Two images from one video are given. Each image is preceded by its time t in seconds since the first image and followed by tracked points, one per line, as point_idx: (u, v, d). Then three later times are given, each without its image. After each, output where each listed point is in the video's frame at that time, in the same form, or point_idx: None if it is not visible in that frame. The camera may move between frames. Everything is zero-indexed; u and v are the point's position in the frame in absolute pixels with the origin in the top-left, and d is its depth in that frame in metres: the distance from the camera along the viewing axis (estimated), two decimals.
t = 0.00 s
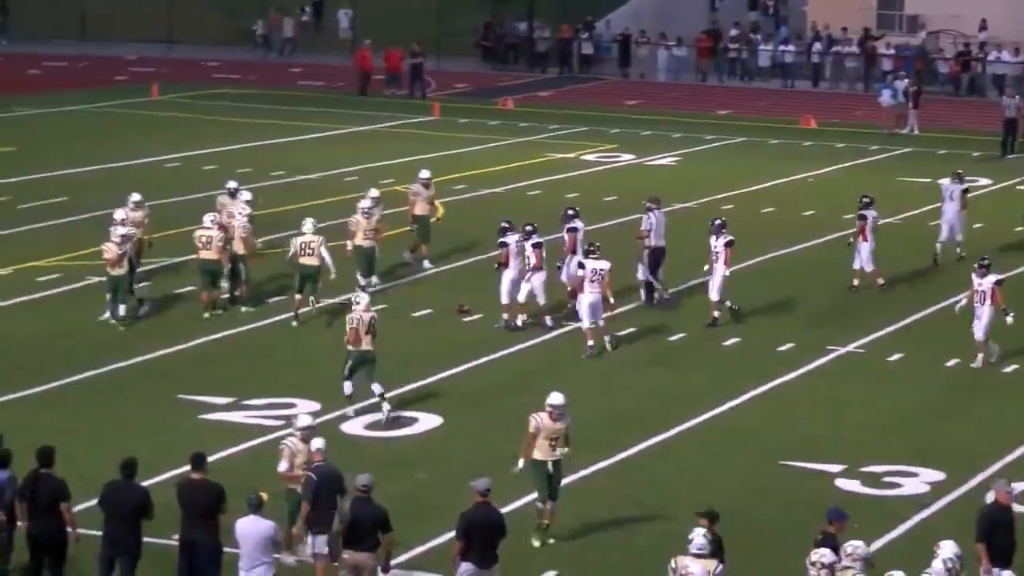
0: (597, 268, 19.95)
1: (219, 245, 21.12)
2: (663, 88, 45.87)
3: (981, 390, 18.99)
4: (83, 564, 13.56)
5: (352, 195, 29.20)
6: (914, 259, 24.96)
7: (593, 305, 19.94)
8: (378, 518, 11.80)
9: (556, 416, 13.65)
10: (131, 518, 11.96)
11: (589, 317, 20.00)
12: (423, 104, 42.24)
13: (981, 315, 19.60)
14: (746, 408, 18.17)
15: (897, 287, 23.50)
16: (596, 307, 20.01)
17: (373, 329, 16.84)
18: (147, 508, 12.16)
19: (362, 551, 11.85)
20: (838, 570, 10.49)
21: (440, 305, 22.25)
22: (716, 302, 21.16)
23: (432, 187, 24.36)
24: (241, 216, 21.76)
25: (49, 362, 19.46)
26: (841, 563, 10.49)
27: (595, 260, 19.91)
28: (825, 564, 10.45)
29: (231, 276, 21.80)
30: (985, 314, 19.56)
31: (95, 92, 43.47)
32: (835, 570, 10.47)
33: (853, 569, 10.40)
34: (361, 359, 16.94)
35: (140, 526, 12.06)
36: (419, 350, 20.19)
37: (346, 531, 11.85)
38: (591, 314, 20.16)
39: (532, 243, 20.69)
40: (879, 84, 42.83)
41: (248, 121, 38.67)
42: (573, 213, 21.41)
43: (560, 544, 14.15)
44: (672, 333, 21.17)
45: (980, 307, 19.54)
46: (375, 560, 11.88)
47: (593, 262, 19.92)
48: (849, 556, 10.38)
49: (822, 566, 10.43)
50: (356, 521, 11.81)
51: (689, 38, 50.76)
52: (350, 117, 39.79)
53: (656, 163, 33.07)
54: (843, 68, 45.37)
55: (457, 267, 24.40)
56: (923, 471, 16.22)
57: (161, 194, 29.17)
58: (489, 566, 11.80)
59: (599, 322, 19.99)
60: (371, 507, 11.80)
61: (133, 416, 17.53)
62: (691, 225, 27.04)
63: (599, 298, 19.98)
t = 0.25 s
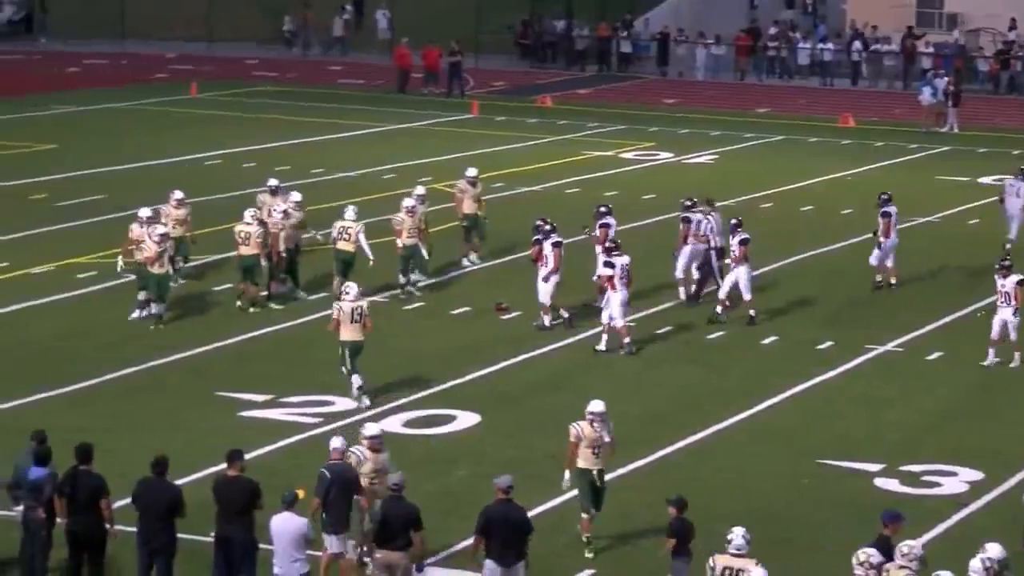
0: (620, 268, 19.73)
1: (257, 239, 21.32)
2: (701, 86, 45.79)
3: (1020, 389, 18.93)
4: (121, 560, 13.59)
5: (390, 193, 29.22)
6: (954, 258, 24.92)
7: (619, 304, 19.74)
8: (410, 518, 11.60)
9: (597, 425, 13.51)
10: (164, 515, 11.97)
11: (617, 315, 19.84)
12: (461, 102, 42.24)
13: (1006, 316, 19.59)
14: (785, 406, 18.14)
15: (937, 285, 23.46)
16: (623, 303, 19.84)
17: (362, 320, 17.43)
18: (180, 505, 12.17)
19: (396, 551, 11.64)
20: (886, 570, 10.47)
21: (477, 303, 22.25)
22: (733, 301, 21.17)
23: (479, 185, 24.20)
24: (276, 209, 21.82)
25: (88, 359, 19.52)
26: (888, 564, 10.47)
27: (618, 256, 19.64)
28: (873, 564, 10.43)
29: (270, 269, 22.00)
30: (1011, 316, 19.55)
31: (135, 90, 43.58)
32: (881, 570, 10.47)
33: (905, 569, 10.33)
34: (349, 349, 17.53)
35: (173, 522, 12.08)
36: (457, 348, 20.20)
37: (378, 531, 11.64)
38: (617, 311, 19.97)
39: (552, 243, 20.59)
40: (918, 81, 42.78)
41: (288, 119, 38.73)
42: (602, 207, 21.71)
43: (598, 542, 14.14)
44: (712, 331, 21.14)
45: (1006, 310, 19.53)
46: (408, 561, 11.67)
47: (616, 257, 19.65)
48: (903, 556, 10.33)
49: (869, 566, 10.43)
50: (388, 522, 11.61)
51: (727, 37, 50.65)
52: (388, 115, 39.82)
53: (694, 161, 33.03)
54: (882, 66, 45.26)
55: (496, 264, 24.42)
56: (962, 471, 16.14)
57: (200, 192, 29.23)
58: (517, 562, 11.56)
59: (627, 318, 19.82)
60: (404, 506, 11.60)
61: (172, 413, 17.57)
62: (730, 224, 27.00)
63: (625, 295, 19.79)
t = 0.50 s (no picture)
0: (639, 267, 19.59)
1: (284, 235, 21.38)
2: (734, 82, 45.83)
3: None
4: (151, 556, 13.63)
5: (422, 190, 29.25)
6: (986, 255, 24.89)
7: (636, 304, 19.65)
8: (439, 514, 11.47)
9: (632, 423, 13.48)
10: (191, 510, 11.99)
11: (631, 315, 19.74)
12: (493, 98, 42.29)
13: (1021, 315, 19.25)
14: (817, 403, 18.13)
15: (969, 282, 23.43)
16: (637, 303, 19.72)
17: (355, 309, 17.70)
18: (204, 500, 12.19)
19: (426, 548, 11.52)
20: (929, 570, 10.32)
21: (509, 300, 22.26)
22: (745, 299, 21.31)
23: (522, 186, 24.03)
24: (304, 207, 21.81)
25: (120, 355, 19.56)
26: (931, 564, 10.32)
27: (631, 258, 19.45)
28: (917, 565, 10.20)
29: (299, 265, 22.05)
30: None
31: (167, 87, 43.66)
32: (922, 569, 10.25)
33: (948, 568, 10.36)
34: (339, 338, 17.78)
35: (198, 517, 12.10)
36: (488, 344, 20.21)
37: (407, 529, 11.53)
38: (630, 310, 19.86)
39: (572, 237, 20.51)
40: (951, 78, 42.72)
41: (320, 116, 38.76)
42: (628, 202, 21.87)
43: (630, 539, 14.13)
44: (743, 327, 21.13)
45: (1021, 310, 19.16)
46: (438, 559, 11.55)
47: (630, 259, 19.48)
48: (947, 555, 10.35)
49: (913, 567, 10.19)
50: (417, 519, 11.49)
51: (760, 34, 50.67)
52: (420, 112, 39.86)
53: (726, 158, 33.01)
54: (915, 62, 45.30)
55: (527, 261, 24.43)
56: (993, 469, 16.11)
57: (231, 189, 29.28)
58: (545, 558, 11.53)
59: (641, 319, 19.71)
60: (432, 504, 11.48)
61: (204, 409, 17.61)
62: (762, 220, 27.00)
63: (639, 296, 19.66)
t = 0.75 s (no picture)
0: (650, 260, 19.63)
1: (302, 229, 21.29)
2: (761, 78, 45.74)
3: None
4: (175, 550, 13.65)
5: (449, 186, 29.25)
6: (1014, 250, 24.82)
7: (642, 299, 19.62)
8: (469, 510, 11.47)
9: (667, 430, 13.15)
10: (212, 503, 12.01)
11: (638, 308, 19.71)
12: (521, 94, 42.28)
13: None
14: (843, 400, 18.09)
15: (997, 277, 23.37)
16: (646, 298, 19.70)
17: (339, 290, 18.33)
18: (225, 495, 12.20)
19: (454, 544, 11.50)
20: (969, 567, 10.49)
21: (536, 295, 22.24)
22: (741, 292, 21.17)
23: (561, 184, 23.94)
24: (331, 203, 21.79)
25: (146, 350, 19.58)
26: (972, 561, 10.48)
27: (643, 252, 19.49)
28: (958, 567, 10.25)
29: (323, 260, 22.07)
30: None
31: (194, 82, 43.70)
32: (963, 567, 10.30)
33: (985, 562, 10.54)
34: (326, 320, 18.37)
35: (219, 511, 12.11)
36: (514, 340, 20.21)
37: (436, 525, 11.51)
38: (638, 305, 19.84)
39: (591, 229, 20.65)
40: (979, 74, 42.63)
41: (347, 111, 38.77)
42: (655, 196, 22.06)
43: (653, 534, 14.13)
44: (769, 323, 21.10)
45: None
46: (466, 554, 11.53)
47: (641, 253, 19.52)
48: (986, 550, 10.53)
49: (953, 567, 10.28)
50: (446, 514, 11.47)
51: (789, 29, 50.56)
52: (448, 107, 39.86)
53: (753, 153, 32.95)
54: (943, 58, 45.20)
55: (554, 256, 24.41)
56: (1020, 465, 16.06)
57: (259, 184, 29.30)
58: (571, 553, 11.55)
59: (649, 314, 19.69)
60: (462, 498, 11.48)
61: (229, 404, 17.62)
62: (790, 216, 26.96)
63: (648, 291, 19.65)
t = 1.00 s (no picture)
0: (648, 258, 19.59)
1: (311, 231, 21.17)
2: (773, 73, 45.67)
3: None
4: (186, 545, 13.66)
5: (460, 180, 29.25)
6: None
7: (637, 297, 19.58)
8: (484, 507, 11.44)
9: (689, 429, 12.89)
10: (219, 497, 12.02)
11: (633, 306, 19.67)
12: (533, 88, 42.28)
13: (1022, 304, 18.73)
14: (855, 394, 18.08)
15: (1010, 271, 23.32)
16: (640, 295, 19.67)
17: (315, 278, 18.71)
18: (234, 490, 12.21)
19: (467, 541, 11.49)
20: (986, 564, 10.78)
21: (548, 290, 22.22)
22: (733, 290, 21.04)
23: (581, 180, 23.86)
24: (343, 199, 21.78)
25: (157, 345, 19.59)
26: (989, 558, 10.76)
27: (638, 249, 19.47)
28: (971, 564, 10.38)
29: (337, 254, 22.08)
30: None
31: (208, 76, 43.72)
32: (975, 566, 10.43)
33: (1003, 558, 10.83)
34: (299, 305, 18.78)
35: (227, 506, 12.12)
36: (526, 334, 20.20)
37: (450, 520, 11.48)
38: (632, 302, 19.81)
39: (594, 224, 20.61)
40: (992, 69, 42.56)
41: (359, 106, 38.77)
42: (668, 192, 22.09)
43: (665, 528, 14.13)
44: (781, 318, 21.07)
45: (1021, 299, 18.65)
46: (478, 551, 11.51)
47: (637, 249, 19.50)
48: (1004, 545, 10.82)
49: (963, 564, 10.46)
50: (460, 511, 11.44)
51: (800, 24, 50.50)
52: (460, 102, 39.86)
53: (765, 148, 32.93)
54: (954, 53, 45.16)
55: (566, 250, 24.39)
56: None
57: (271, 179, 29.30)
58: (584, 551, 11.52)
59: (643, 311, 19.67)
60: (478, 495, 11.45)
61: (241, 398, 17.63)
62: (802, 211, 26.94)
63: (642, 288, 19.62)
